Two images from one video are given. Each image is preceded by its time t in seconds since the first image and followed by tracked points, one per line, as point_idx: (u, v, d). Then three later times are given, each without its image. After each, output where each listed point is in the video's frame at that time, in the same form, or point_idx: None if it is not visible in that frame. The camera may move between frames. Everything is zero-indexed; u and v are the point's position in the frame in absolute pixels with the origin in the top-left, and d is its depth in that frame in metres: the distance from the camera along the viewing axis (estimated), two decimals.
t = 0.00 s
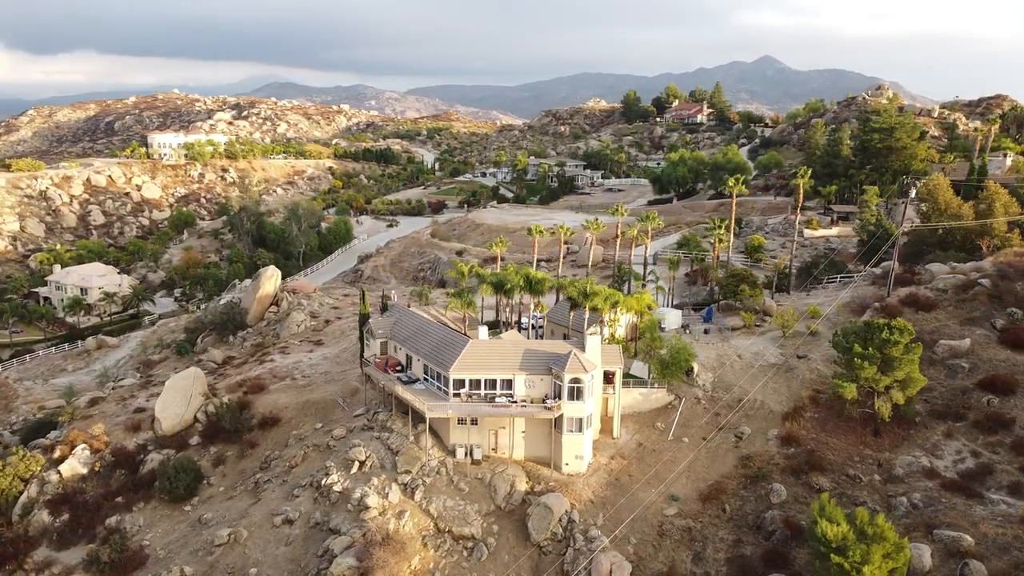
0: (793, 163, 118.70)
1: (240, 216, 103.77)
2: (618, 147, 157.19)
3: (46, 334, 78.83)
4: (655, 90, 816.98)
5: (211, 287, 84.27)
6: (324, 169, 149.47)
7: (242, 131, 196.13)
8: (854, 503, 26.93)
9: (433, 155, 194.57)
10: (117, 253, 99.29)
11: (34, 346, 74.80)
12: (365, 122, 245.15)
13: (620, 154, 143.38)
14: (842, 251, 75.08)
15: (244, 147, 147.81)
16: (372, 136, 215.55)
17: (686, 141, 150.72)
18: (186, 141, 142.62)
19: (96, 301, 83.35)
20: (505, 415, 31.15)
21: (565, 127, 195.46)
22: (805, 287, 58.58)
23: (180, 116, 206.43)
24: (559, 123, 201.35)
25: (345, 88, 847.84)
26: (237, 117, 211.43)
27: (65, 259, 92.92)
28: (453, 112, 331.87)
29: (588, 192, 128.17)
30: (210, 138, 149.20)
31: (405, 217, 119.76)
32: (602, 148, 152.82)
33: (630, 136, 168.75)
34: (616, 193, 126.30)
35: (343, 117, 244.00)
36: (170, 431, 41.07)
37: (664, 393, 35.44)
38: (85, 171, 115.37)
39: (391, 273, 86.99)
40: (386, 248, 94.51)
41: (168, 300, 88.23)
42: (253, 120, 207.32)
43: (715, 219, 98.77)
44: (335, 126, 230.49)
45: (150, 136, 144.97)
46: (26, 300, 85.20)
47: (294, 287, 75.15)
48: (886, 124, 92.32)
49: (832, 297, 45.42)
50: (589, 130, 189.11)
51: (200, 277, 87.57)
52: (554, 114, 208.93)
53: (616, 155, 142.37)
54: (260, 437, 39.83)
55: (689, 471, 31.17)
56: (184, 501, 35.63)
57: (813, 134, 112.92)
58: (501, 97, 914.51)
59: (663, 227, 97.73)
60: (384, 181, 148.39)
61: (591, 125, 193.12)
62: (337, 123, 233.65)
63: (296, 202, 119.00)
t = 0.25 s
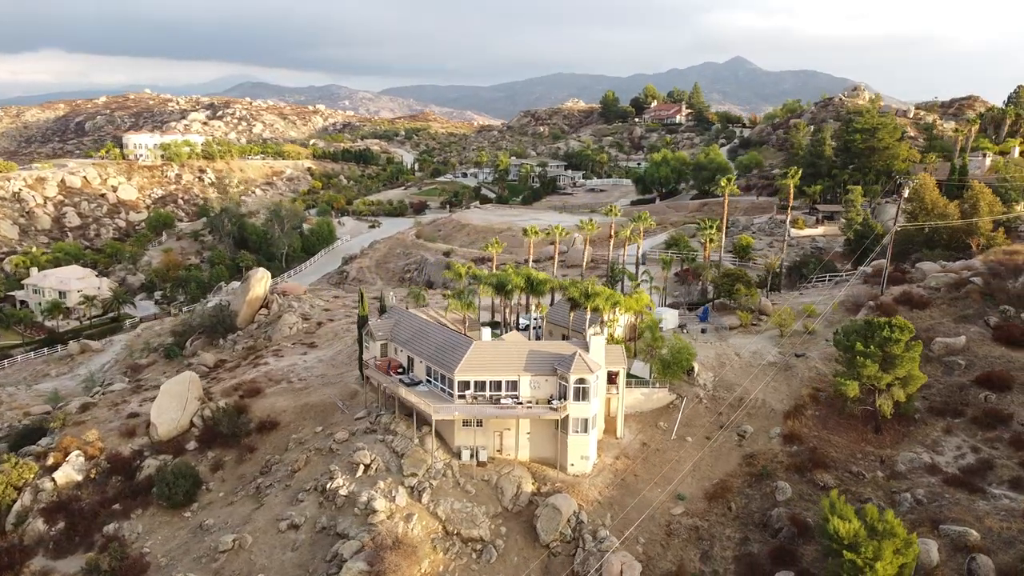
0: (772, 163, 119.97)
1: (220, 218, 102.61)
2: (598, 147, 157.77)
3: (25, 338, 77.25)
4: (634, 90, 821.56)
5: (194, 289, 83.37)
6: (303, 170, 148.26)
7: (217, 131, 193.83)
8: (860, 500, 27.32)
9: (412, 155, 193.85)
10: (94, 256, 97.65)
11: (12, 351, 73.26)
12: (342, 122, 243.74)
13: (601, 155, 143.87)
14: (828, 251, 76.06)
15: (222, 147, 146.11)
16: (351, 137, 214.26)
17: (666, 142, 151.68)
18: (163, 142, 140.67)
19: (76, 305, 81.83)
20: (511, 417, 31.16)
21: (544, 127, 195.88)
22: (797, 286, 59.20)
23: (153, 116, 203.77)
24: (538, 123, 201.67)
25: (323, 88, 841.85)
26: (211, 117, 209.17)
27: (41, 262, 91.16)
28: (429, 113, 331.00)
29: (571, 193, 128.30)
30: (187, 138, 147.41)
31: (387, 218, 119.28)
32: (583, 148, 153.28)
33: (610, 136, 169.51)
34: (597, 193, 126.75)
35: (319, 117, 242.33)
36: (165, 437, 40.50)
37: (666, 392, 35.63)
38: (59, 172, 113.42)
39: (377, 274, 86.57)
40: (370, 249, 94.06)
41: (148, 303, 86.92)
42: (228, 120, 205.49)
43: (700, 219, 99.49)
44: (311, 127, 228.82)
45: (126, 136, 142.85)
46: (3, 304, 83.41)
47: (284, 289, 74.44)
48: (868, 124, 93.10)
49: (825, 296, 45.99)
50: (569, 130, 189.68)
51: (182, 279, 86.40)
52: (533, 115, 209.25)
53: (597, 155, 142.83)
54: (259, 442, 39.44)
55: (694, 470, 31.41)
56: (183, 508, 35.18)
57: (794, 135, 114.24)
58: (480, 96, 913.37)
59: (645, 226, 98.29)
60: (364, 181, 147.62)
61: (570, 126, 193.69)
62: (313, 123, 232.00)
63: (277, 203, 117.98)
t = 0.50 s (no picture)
0: (754, 163, 121.04)
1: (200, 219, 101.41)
2: (579, 147, 158.20)
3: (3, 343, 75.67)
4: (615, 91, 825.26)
5: (176, 291, 82.33)
6: (282, 170, 147.06)
7: (193, 131, 191.38)
8: (865, 497, 27.69)
9: (392, 156, 192.94)
10: (72, 258, 96.00)
11: None
12: (319, 123, 242.13)
13: (583, 155, 144.29)
14: (816, 250, 76.94)
15: (200, 148, 144.43)
16: (329, 137, 212.84)
17: (648, 142, 152.48)
18: (139, 142, 138.74)
19: (56, 308, 80.32)
20: (516, 418, 31.16)
21: (524, 127, 196.09)
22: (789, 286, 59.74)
23: (126, 116, 201.12)
24: (517, 123, 201.79)
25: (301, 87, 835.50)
26: (186, 117, 206.80)
27: (18, 265, 89.38)
28: (407, 113, 329.95)
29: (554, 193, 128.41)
30: (165, 138, 145.69)
31: (370, 219, 118.75)
32: (564, 149, 153.64)
33: (591, 137, 170.17)
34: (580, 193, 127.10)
35: (296, 117, 240.52)
36: (162, 442, 39.92)
37: (667, 392, 35.78)
38: (33, 173, 111.53)
39: (363, 275, 86.13)
40: (354, 250, 93.58)
41: (130, 305, 85.57)
42: (203, 120, 203.70)
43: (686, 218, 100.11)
44: (288, 127, 227.00)
45: (102, 136, 140.93)
46: None
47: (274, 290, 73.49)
48: (852, 125, 94.36)
49: (818, 295, 46.54)
50: (549, 131, 190.06)
51: (165, 281, 85.20)
52: (513, 115, 209.47)
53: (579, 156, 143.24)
54: (257, 446, 39.04)
55: (698, 470, 31.61)
56: (183, 513, 34.75)
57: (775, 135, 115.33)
58: (460, 97, 911.04)
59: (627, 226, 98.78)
60: (345, 182, 146.80)
61: (551, 126, 194.11)
62: (290, 123, 230.17)
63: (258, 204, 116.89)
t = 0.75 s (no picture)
0: (734, 163, 122.15)
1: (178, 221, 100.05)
2: (558, 148, 158.58)
3: None
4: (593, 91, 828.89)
5: (157, 294, 81.10)
6: (259, 171, 145.61)
7: (166, 132, 188.51)
8: (870, 494, 28.11)
9: (370, 157, 191.86)
10: (45, 261, 94.10)
11: None
12: (294, 123, 240.13)
13: (563, 156, 144.66)
14: (802, 249, 77.92)
15: (175, 149, 142.49)
16: (306, 138, 211.03)
17: (628, 142, 153.25)
18: (113, 143, 136.48)
19: (33, 312, 78.58)
20: (523, 420, 31.13)
21: (502, 128, 196.22)
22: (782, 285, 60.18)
23: (96, 116, 197.88)
24: (495, 124, 201.77)
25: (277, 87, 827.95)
26: (158, 118, 203.85)
27: None
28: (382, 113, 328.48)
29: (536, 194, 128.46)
30: (138, 139, 143.61)
31: (350, 220, 118.09)
32: (544, 149, 153.93)
33: (570, 137, 170.73)
34: (560, 194, 127.42)
35: (270, 117, 238.26)
36: (158, 448, 39.27)
37: (669, 392, 35.87)
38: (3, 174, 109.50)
39: (348, 277, 85.54)
40: (337, 251, 92.94)
41: (109, 309, 84.02)
42: (176, 120, 201.17)
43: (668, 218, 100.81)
44: (263, 127, 224.81)
45: (75, 137, 138.78)
46: None
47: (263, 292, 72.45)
48: (834, 126, 95.44)
49: (811, 294, 47.08)
50: (527, 132, 190.35)
51: (145, 284, 83.82)
52: (491, 116, 209.58)
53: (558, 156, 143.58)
54: (256, 451, 38.61)
55: (703, 469, 31.84)
56: (183, 521, 34.27)
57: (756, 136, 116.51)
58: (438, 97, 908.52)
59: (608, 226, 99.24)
60: (323, 183, 145.75)
61: (529, 127, 194.41)
62: (265, 123, 227.91)
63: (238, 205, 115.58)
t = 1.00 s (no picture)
0: (715, 163, 122.98)
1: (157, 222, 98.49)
2: (538, 148, 158.64)
3: None
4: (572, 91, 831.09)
5: (138, 297, 79.73)
6: (236, 172, 143.91)
7: (139, 132, 185.38)
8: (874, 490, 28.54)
9: (349, 157, 190.53)
10: (20, 264, 92.09)
11: None
12: (269, 123, 237.67)
13: (543, 155, 144.73)
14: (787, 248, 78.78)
15: (150, 149, 140.32)
16: (282, 138, 208.86)
17: (608, 142, 153.66)
18: (86, 144, 134.06)
19: (10, 316, 76.81)
20: (529, 421, 31.10)
21: (481, 128, 195.96)
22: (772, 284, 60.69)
23: (65, 116, 194.58)
24: (473, 124, 201.34)
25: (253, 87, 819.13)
26: (129, 118, 200.61)
27: None
28: (357, 113, 326.25)
29: (518, 194, 128.24)
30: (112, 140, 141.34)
31: (332, 221, 117.22)
32: (524, 149, 153.88)
33: (550, 137, 170.91)
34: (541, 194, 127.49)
35: (244, 117, 235.58)
36: (154, 454, 38.62)
37: (670, 392, 35.89)
38: None
39: (332, 279, 84.89)
40: (320, 253, 92.23)
41: (88, 312, 82.43)
42: (149, 120, 198.25)
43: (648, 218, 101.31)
44: (237, 127, 222.20)
45: (47, 136, 136.36)
46: None
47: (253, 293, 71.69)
48: (818, 126, 95.84)
49: (805, 293, 47.62)
50: (506, 132, 190.24)
51: (126, 286, 82.40)
52: (469, 116, 209.17)
53: (539, 156, 143.60)
54: (255, 455, 38.20)
55: (708, 468, 32.06)
56: (183, 528, 33.80)
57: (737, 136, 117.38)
58: (417, 97, 904.82)
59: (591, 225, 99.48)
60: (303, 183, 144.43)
61: (507, 127, 194.31)
62: (240, 123, 225.27)
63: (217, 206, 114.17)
